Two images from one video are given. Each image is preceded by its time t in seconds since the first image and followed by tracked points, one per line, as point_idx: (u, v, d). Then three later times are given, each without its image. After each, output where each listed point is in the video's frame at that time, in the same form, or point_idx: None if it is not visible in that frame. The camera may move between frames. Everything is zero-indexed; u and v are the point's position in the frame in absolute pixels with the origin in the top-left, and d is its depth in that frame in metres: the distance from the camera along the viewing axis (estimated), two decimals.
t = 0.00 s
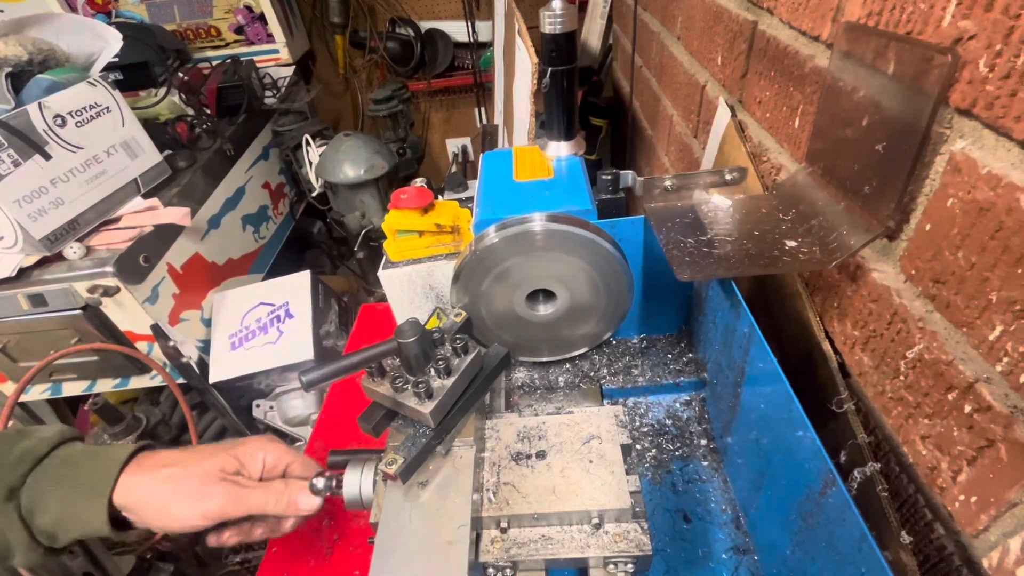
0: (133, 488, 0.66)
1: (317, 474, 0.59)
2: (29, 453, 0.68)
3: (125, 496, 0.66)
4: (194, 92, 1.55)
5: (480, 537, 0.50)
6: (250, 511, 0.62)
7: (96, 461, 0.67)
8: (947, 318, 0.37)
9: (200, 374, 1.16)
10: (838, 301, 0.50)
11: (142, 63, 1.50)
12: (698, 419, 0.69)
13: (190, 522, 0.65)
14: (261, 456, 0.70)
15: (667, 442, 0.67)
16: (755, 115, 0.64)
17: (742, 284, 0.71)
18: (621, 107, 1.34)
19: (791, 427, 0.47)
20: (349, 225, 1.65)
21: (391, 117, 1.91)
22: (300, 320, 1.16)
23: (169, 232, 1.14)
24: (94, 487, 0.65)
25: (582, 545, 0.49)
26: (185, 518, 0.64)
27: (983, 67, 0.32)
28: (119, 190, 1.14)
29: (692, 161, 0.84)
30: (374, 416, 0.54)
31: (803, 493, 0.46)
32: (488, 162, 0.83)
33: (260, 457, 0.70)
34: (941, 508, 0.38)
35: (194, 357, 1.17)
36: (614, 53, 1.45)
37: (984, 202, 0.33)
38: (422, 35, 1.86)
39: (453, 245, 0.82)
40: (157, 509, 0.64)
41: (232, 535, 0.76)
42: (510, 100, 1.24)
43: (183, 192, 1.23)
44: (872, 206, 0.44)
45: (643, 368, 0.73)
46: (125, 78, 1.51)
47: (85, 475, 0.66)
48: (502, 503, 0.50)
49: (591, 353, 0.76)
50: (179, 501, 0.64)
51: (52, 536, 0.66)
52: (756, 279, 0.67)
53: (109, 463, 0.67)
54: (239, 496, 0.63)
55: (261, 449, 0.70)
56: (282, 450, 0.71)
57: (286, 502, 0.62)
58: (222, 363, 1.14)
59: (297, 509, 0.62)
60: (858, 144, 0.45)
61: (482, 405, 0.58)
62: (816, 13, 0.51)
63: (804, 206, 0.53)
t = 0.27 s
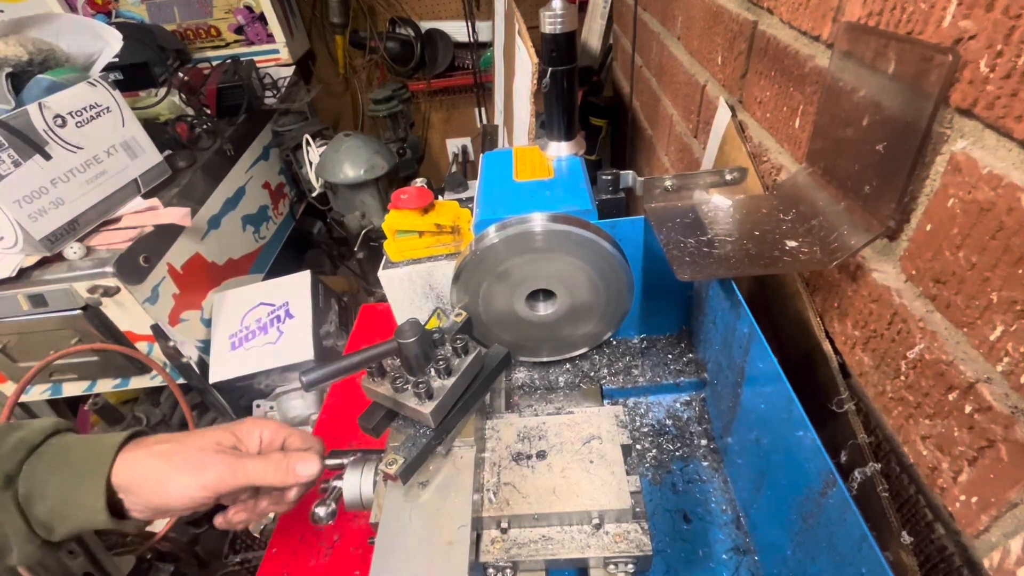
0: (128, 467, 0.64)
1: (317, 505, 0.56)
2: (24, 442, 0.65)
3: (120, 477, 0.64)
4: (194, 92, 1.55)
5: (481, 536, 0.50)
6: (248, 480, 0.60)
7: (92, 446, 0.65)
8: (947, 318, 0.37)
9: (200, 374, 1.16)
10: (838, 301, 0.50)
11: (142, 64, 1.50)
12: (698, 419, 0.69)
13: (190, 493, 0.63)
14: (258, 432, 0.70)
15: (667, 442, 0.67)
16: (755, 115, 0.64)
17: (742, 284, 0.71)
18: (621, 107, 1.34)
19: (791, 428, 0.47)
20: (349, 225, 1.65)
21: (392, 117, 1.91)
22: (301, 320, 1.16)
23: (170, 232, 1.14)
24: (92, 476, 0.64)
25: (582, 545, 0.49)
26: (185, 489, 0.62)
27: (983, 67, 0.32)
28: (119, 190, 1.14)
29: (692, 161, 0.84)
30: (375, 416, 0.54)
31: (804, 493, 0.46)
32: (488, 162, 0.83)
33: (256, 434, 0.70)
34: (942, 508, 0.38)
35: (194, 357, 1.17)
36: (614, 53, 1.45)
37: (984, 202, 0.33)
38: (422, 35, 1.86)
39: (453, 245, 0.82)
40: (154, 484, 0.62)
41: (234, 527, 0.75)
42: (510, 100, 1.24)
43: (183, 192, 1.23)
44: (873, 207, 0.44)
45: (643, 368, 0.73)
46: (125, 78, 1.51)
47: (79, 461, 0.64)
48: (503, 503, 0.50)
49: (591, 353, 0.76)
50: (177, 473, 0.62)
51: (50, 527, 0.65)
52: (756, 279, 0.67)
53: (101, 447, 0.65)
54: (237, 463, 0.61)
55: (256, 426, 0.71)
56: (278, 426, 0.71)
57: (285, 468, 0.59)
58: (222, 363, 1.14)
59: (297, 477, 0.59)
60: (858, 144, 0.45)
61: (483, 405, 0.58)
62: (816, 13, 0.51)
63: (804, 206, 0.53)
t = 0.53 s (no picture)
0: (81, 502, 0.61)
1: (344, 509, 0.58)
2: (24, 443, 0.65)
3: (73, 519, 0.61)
4: (194, 93, 1.55)
5: (481, 536, 0.50)
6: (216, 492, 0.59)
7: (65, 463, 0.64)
8: (947, 317, 0.37)
9: (200, 374, 1.16)
10: (838, 300, 0.50)
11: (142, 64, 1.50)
12: (698, 418, 0.69)
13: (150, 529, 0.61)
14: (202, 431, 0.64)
15: (667, 442, 0.67)
16: (756, 115, 0.64)
17: (742, 284, 0.71)
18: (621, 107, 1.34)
19: (791, 427, 0.47)
20: (349, 225, 1.65)
21: (391, 118, 1.91)
22: (300, 320, 1.16)
23: (169, 232, 1.14)
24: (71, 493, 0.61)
25: (582, 545, 0.49)
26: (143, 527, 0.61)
27: (982, 66, 0.32)
28: (119, 190, 1.14)
29: (692, 161, 0.84)
30: (376, 415, 0.54)
31: (804, 493, 0.46)
32: (488, 162, 0.83)
33: (195, 431, 0.63)
34: (941, 507, 0.38)
35: (193, 357, 1.17)
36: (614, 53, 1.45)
37: (983, 202, 0.34)
38: (422, 35, 1.86)
39: (453, 245, 0.82)
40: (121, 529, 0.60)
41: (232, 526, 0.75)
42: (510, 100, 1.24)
43: (183, 192, 1.23)
44: (872, 206, 0.44)
45: (643, 368, 0.73)
46: (125, 78, 1.51)
47: (30, 500, 0.61)
48: (503, 503, 0.50)
49: (591, 353, 0.76)
50: (129, 514, 0.60)
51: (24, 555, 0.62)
52: (756, 279, 0.67)
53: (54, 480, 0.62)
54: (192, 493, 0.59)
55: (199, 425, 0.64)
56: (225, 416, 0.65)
57: (249, 468, 0.59)
58: (222, 363, 1.14)
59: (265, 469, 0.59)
60: (858, 144, 0.45)
61: (484, 405, 0.58)
62: (816, 13, 0.51)
63: (804, 206, 0.53)
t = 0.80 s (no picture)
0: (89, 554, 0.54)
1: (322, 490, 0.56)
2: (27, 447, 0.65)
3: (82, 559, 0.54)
4: (194, 92, 1.55)
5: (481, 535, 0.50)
6: None
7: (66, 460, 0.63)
8: (947, 317, 0.37)
9: (200, 374, 1.16)
10: (838, 300, 0.50)
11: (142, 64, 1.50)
12: (698, 418, 0.69)
13: None
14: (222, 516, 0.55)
15: (667, 442, 0.67)
16: (756, 115, 0.64)
17: (742, 284, 0.71)
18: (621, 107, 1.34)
19: (791, 427, 0.47)
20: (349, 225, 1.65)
21: (391, 117, 1.91)
22: (300, 320, 1.16)
23: (169, 232, 1.14)
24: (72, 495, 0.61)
25: (582, 545, 0.49)
26: None
27: (983, 67, 0.32)
28: (119, 190, 1.14)
29: (692, 161, 0.85)
30: (377, 415, 0.54)
31: (804, 493, 0.46)
32: (488, 162, 0.83)
33: (217, 517, 0.55)
34: (941, 507, 0.38)
35: (193, 357, 1.17)
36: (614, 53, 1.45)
37: (983, 202, 0.34)
38: (422, 35, 1.86)
39: (453, 245, 0.82)
40: None
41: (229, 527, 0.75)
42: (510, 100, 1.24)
43: (183, 192, 1.23)
44: (872, 207, 0.44)
45: (643, 368, 0.73)
46: (125, 78, 1.51)
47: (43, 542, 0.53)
48: (504, 503, 0.50)
49: (591, 353, 0.76)
50: None
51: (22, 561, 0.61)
52: (756, 279, 0.67)
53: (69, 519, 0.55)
54: None
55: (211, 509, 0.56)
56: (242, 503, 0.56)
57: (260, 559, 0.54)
58: (222, 363, 1.14)
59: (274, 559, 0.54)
60: (858, 144, 0.45)
61: (484, 404, 0.58)
62: (816, 13, 0.51)
63: (805, 206, 0.53)
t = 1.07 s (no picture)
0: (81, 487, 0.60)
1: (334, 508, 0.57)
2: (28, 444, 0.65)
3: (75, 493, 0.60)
4: (194, 92, 1.55)
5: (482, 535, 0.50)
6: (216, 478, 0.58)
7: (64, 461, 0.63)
8: (946, 317, 0.37)
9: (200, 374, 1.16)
10: (838, 301, 0.50)
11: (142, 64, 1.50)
12: (698, 419, 0.69)
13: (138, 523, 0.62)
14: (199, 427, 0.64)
15: (667, 442, 0.67)
16: (755, 116, 0.64)
17: (742, 284, 0.71)
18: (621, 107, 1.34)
19: (791, 427, 0.47)
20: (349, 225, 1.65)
21: (392, 118, 1.91)
22: (300, 320, 1.16)
23: (169, 232, 1.14)
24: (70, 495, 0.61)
25: (582, 545, 0.49)
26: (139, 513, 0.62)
27: (982, 67, 0.32)
28: (119, 190, 1.14)
29: (692, 161, 0.84)
30: (377, 415, 0.54)
31: (803, 493, 0.46)
32: (488, 162, 0.83)
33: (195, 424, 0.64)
34: (941, 508, 0.38)
35: (193, 357, 1.17)
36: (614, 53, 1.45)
37: (983, 202, 0.33)
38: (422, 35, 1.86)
39: (453, 245, 0.82)
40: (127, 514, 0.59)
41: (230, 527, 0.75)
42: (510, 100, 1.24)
43: (183, 192, 1.23)
44: (872, 207, 0.44)
45: (643, 368, 0.73)
46: (125, 78, 1.51)
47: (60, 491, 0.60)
48: (505, 503, 0.50)
49: (591, 353, 0.76)
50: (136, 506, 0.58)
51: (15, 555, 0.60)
52: (756, 280, 0.67)
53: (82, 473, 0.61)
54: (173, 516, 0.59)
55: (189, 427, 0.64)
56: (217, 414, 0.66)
57: (251, 459, 0.58)
58: (222, 363, 1.14)
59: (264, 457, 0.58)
60: (858, 144, 0.45)
61: (485, 405, 0.58)
62: (816, 13, 0.50)
63: (804, 206, 0.53)
